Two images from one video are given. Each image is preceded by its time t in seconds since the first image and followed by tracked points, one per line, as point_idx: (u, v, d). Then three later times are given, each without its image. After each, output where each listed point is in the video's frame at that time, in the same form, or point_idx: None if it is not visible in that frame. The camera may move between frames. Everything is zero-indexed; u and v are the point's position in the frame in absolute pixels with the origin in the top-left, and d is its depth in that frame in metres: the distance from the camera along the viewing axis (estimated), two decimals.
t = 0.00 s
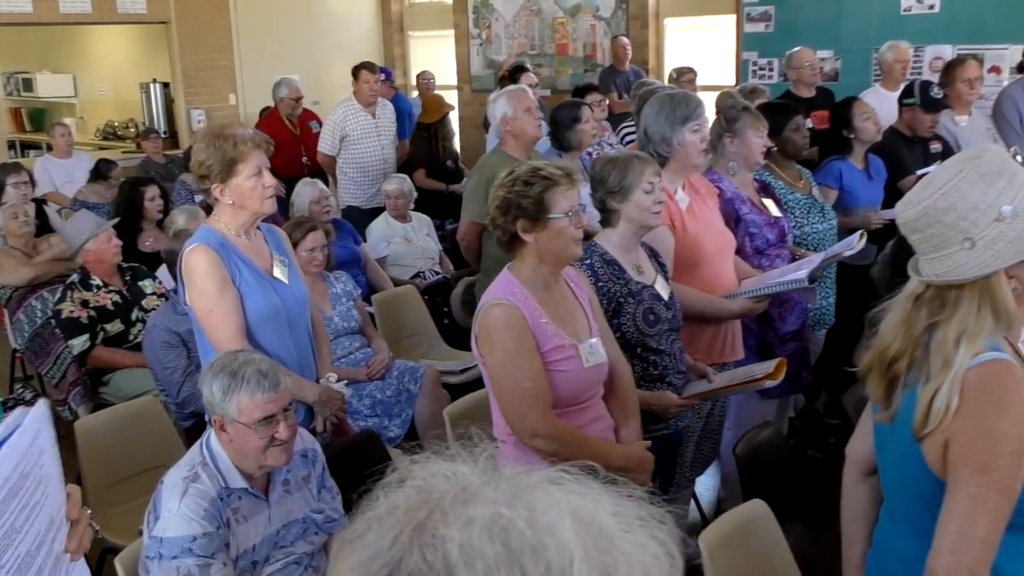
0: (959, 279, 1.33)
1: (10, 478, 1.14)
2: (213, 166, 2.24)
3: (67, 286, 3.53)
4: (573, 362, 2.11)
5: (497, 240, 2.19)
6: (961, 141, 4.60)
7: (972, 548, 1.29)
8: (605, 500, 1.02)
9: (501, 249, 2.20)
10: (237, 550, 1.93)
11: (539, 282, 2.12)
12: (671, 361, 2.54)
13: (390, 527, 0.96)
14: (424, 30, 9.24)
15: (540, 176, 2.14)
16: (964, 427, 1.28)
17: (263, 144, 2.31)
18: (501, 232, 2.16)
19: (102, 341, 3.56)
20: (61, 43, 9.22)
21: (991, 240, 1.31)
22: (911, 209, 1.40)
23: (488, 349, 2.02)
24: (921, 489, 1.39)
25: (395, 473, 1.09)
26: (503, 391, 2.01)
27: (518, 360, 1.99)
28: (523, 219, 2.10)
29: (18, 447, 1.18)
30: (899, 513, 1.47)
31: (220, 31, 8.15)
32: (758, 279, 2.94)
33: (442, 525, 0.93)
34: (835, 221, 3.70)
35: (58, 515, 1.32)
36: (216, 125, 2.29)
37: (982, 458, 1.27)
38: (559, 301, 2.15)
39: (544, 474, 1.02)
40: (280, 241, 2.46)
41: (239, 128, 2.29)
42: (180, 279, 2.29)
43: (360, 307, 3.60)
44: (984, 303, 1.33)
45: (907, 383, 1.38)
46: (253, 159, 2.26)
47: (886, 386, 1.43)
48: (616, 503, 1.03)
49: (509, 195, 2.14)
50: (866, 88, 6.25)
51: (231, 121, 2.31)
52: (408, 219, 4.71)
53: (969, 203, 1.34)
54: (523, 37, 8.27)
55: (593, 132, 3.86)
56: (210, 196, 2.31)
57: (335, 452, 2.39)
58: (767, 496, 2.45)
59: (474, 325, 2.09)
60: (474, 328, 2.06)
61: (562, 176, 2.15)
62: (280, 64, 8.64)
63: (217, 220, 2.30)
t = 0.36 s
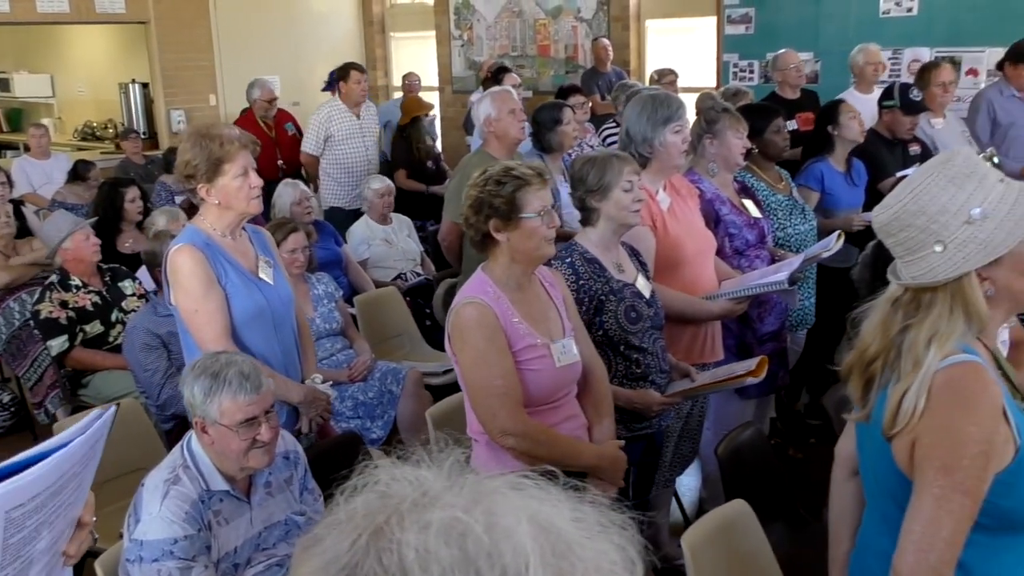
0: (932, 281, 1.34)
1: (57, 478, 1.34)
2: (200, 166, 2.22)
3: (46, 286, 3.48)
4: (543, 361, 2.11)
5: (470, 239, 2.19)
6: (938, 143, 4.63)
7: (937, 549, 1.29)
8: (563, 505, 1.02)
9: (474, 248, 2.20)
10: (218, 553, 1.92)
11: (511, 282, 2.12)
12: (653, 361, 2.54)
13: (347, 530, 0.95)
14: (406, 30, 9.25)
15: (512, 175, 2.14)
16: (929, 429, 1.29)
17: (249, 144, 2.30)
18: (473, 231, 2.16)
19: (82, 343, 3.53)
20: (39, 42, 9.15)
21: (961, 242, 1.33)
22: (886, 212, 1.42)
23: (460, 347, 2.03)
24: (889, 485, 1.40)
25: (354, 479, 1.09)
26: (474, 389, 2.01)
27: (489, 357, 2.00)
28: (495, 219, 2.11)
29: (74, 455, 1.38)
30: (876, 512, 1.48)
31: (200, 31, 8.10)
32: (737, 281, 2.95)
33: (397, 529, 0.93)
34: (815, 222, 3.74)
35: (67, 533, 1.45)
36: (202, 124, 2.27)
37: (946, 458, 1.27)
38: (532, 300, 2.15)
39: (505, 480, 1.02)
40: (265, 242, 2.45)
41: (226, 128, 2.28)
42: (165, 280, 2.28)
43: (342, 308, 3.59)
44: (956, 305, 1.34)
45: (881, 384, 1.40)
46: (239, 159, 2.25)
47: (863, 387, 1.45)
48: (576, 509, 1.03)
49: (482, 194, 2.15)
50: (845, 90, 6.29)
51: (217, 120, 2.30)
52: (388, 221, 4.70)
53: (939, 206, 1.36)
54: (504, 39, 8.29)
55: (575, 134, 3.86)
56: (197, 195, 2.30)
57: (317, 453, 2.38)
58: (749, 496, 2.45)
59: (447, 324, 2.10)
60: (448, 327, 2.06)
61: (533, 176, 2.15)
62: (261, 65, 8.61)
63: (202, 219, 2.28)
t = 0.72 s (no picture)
0: (908, 280, 1.36)
1: (27, 487, 1.33)
2: (170, 167, 2.20)
3: (17, 289, 3.45)
4: (521, 363, 2.12)
5: (445, 241, 2.20)
6: (909, 144, 4.69)
7: (929, 547, 1.30)
8: (527, 503, 1.03)
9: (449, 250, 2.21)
10: (192, 556, 1.91)
11: (488, 284, 2.13)
12: (628, 361, 2.56)
13: (311, 533, 0.96)
14: (382, 31, 9.24)
15: (487, 177, 2.16)
16: (918, 426, 1.30)
17: (221, 145, 2.29)
18: (449, 234, 2.17)
19: (54, 345, 3.51)
20: (10, 42, 9.05)
21: (937, 241, 1.36)
22: (860, 213, 1.43)
23: (437, 350, 2.03)
24: (877, 484, 1.41)
25: (316, 481, 1.09)
26: (453, 392, 2.01)
27: (469, 361, 2.00)
28: (471, 220, 2.11)
29: (48, 462, 1.38)
30: (852, 511, 1.50)
31: (174, 32, 8.05)
32: (710, 282, 2.96)
33: (363, 530, 0.93)
34: (789, 221, 3.77)
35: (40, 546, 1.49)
36: (173, 125, 2.25)
37: (936, 455, 1.29)
38: (509, 302, 2.16)
39: (471, 480, 1.03)
40: (238, 244, 2.44)
41: (197, 129, 2.27)
42: (135, 282, 2.27)
43: (318, 310, 3.58)
44: (933, 303, 1.36)
45: (861, 383, 1.41)
46: (211, 160, 2.23)
47: (838, 387, 1.46)
48: (542, 507, 1.05)
49: (457, 196, 2.16)
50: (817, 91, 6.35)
51: (188, 121, 2.28)
52: (364, 222, 4.70)
53: (915, 205, 1.38)
54: (481, 40, 8.29)
55: (550, 135, 3.87)
56: (167, 196, 2.28)
57: (292, 456, 2.37)
58: (724, 494, 2.48)
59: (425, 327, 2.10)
60: (426, 329, 2.06)
61: (508, 178, 2.17)
62: (237, 65, 8.58)
63: (174, 221, 2.28)
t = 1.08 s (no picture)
0: (878, 276, 1.38)
1: None
2: (129, 169, 2.18)
3: None
4: (502, 367, 2.13)
5: (424, 245, 2.20)
6: (872, 143, 4.75)
7: (916, 543, 1.33)
8: (488, 496, 1.04)
9: (428, 254, 2.21)
10: (158, 562, 1.89)
11: (468, 287, 2.13)
12: (597, 361, 2.57)
13: (269, 535, 0.95)
14: (350, 33, 9.22)
15: (465, 179, 2.17)
16: (898, 423, 1.31)
17: (182, 147, 2.27)
18: (428, 238, 2.17)
19: (16, 351, 3.46)
20: None
21: (907, 237, 1.38)
22: (828, 211, 1.45)
23: (418, 354, 2.03)
24: (854, 482, 1.41)
25: (270, 484, 1.08)
26: (435, 397, 2.01)
27: (450, 366, 2.00)
28: (450, 223, 2.11)
29: None
30: (824, 511, 1.51)
31: (139, 33, 7.96)
32: (677, 282, 2.99)
33: (324, 529, 0.93)
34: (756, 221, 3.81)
35: None
36: (132, 128, 2.23)
37: (919, 452, 1.30)
38: (489, 305, 2.16)
39: (431, 477, 1.03)
40: (198, 248, 2.42)
41: (158, 131, 2.25)
42: (94, 285, 2.24)
43: (286, 312, 3.57)
44: (902, 299, 1.38)
45: (833, 383, 1.41)
46: (171, 163, 2.21)
47: (807, 388, 1.46)
48: (501, 500, 1.06)
49: (435, 199, 2.15)
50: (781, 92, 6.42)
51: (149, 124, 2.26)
52: (331, 224, 4.68)
53: (886, 201, 1.41)
54: (449, 41, 8.29)
55: (515, 136, 3.88)
56: (126, 199, 2.26)
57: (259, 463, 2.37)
58: (693, 493, 2.50)
59: (404, 331, 2.09)
60: (406, 333, 2.06)
61: (487, 179, 2.19)
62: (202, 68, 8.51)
63: (133, 225, 2.26)
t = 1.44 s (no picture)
0: (832, 268, 1.40)
1: None
2: (80, 170, 2.13)
3: None
4: (474, 368, 2.13)
5: (393, 246, 2.18)
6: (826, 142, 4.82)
7: (846, 530, 1.34)
8: (441, 482, 1.05)
9: (397, 255, 2.19)
10: (114, 568, 1.87)
11: (437, 288, 2.13)
12: (555, 359, 2.58)
13: (220, 532, 0.94)
14: (306, 33, 9.17)
15: (433, 178, 2.16)
16: (834, 413, 1.34)
17: (134, 148, 2.23)
18: (396, 238, 2.15)
19: None
20: None
21: (860, 228, 1.40)
22: (781, 204, 1.47)
23: (389, 357, 2.01)
24: (794, 470, 1.45)
25: (218, 483, 1.07)
26: (406, 399, 2.00)
27: (422, 367, 1.99)
28: (418, 223, 2.10)
29: None
30: (770, 497, 1.54)
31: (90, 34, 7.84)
32: (634, 279, 3.01)
33: (279, 522, 0.93)
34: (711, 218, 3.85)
35: None
36: (82, 129, 2.19)
37: (853, 441, 1.33)
38: (459, 305, 2.16)
39: (383, 467, 1.04)
40: (152, 249, 2.39)
41: (109, 132, 2.21)
42: (44, 289, 2.21)
43: (242, 314, 3.53)
44: (852, 291, 1.41)
45: (778, 372, 1.44)
46: (124, 164, 2.17)
47: (757, 375, 1.49)
48: (454, 485, 1.07)
49: (403, 199, 2.14)
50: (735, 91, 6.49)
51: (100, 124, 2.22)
52: (288, 225, 4.65)
53: (839, 193, 1.43)
54: (406, 41, 8.27)
55: (471, 136, 3.88)
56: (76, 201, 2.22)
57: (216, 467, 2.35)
58: (652, 489, 2.52)
59: (374, 332, 2.08)
60: (376, 335, 2.05)
61: (455, 178, 2.18)
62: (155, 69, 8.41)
63: (85, 227, 2.22)
